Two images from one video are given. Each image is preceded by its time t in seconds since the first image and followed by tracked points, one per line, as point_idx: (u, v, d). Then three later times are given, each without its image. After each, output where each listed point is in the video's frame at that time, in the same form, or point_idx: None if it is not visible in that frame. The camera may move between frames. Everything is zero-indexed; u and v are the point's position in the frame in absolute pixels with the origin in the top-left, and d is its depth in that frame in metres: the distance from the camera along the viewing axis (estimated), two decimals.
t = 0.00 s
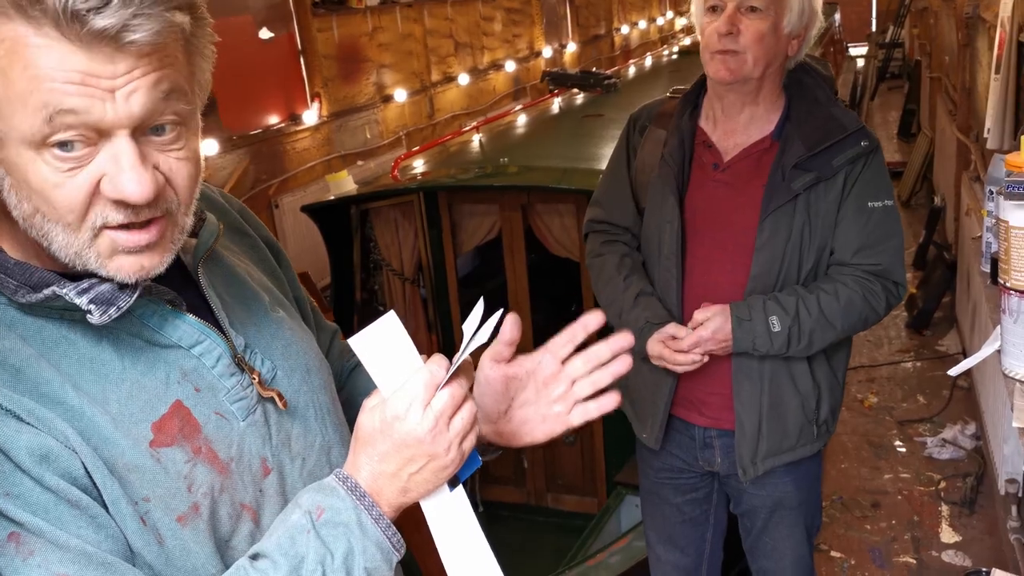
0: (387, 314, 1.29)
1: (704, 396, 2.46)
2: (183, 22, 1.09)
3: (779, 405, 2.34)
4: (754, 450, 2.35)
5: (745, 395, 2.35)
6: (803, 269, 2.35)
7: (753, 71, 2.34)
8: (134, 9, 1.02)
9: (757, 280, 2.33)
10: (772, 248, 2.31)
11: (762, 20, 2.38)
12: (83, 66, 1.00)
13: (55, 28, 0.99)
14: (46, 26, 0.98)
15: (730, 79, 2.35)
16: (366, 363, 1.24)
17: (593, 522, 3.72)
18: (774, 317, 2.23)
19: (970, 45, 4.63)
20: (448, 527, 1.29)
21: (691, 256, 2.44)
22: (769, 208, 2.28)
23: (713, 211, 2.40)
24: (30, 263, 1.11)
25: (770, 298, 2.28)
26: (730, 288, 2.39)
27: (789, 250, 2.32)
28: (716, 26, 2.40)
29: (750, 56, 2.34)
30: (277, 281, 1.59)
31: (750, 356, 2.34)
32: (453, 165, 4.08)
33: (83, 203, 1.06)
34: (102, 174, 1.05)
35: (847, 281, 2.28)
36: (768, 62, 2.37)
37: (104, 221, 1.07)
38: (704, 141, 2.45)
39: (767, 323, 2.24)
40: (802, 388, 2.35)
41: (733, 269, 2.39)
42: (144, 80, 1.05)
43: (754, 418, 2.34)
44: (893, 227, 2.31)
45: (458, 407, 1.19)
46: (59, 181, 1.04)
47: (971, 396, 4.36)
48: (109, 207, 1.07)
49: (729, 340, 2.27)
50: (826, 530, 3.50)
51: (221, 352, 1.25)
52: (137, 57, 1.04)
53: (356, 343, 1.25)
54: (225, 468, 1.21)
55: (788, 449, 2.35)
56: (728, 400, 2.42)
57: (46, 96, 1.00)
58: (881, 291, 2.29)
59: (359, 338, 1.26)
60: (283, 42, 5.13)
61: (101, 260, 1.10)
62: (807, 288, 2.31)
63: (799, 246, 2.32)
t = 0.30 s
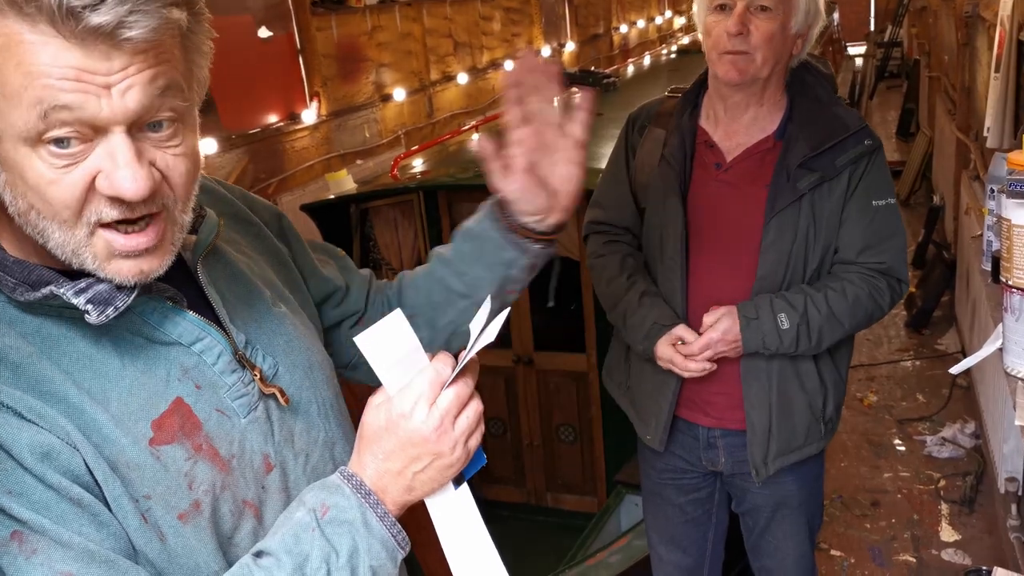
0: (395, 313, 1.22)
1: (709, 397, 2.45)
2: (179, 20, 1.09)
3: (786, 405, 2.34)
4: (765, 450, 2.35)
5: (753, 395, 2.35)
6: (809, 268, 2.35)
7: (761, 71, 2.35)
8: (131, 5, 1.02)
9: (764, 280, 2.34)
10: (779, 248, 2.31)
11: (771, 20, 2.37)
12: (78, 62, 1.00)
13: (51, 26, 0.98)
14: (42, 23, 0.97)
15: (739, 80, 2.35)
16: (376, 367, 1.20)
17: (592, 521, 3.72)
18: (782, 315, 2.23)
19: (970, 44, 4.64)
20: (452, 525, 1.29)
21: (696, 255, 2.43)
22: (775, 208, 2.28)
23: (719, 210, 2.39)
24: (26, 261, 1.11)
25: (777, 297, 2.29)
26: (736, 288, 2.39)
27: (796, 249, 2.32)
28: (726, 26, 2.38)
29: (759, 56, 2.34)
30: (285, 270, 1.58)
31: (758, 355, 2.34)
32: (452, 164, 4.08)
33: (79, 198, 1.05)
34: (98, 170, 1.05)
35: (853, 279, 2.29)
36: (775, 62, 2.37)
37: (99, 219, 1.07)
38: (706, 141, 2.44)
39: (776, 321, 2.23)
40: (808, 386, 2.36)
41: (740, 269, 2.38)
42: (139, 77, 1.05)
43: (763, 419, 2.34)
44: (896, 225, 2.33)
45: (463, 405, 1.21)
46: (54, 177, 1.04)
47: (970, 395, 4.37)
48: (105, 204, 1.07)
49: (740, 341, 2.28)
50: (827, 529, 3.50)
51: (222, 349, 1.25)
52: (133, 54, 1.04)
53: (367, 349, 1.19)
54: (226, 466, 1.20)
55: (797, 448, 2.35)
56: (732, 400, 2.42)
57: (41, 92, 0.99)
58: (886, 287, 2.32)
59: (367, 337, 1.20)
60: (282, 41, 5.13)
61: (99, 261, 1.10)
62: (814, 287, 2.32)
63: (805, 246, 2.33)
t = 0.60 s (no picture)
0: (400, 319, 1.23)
1: (709, 398, 2.45)
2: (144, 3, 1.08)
3: (789, 405, 2.35)
4: (769, 451, 2.35)
5: (757, 396, 2.35)
6: (812, 267, 2.35)
7: (761, 73, 2.34)
8: None
9: (767, 279, 2.34)
10: (782, 247, 2.31)
11: (771, 22, 2.37)
12: (45, 54, 0.99)
13: (13, 19, 0.98)
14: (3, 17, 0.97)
15: (739, 82, 2.35)
16: (383, 372, 1.20)
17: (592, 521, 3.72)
18: (786, 305, 2.25)
19: (968, 44, 4.64)
20: (454, 530, 1.28)
21: (698, 255, 2.43)
22: (777, 209, 2.28)
23: (721, 210, 2.39)
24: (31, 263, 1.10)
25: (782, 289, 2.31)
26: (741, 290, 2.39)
27: (798, 248, 2.32)
28: (726, 29, 2.38)
29: (760, 58, 2.34)
30: (287, 275, 1.58)
31: (761, 357, 2.34)
32: (451, 164, 4.08)
33: (62, 195, 1.05)
34: (78, 164, 1.04)
35: (856, 277, 2.29)
36: (775, 64, 2.37)
37: (89, 215, 1.07)
38: (706, 142, 2.45)
39: (781, 312, 2.24)
40: (811, 386, 2.36)
41: (742, 268, 2.38)
42: (110, 65, 1.04)
43: (768, 421, 2.34)
44: (897, 226, 2.34)
45: (468, 410, 1.20)
46: (37, 176, 1.04)
47: (969, 394, 4.37)
48: (90, 200, 1.06)
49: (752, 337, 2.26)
50: (826, 529, 3.50)
51: (226, 355, 1.25)
52: (101, 42, 1.03)
53: (374, 355, 1.19)
54: (228, 471, 1.20)
55: (800, 448, 2.36)
56: (732, 401, 2.43)
57: (12, 87, 0.99)
58: (889, 285, 2.33)
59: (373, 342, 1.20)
60: (281, 41, 5.13)
61: (94, 256, 1.09)
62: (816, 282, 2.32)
63: (808, 245, 2.33)
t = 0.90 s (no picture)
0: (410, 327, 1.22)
1: (707, 398, 2.45)
2: (183, 15, 1.08)
3: (788, 408, 2.35)
4: (765, 453, 2.35)
5: (756, 398, 2.34)
6: (812, 271, 2.35)
7: (761, 74, 2.34)
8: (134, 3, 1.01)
9: (765, 281, 2.34)
10: (781, 250, 2.31)
11: (771, 24, 2.37)
12: (81, 62, 0.99)
13: (52, 25, 0.98)
14: (43, 22, 0.98)
15: (738, 82, 2.35)
16: (392, 380, 1.19)
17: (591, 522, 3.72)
18: (786, 310, 2.24)
19: (968, 46, 4.65)
20: (456, 538, 1.28)
21: (696, 256, 2.44)
22: (776, 212, 2.28)
23: (720, 210, 2.39)
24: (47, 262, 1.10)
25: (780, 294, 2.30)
26: (741, 293, 2.39)
27: (797, 250, 2.32)
28: (725, 31, 2.38)
29: (759, 59, 2.34)
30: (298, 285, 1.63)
31: (761, 360, 2.33)
32: (450, 164, 4.09)
33: (88, 201, 1.05)
34: (105, 171, 1.04)
35: (854, 280, 2.29)
36: (775, 66, 2.37)
37: (112, 219, 1.07)
38: (707, 142, 2.45)
39: (781, 317, 2.24)
40: (809, 389, 2.36)
41: (741, 270, 2.39)
42: (145, 76, 1.04)
43: (766, 424, 2.34)
44: (897, 228, 2.34)
45: (474, 421, 1.21)
46: (63, 179, 1.04)
47: (968, 396, 4.37)
48: (115, 205, 1.06)
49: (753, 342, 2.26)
50: (824, 530, 3.50)
51: (234, 357, 1.25)
52: (138, 53, 1.03)
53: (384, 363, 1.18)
54: (233, 474, 1.20)
55: (798, 450, 2.36)
56: (730, 401, 2.42)
57: (45, 92, 0.99)
58: (889, 288, 2.33)
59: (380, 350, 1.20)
60: (281, 40, 5.13)
61: (110, 255, 1.09)
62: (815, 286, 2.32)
63: (807, 248, 2.33)
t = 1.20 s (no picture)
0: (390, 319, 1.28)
1: (702, 399, 2.45)
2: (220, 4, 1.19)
3: (784, 408, 2.35)
4: (763, 454, 2.35)
5: (752, 399, 2.35)
6: (807, 272, 2.36)
7: (756, 75, 2.35)
8: None
9: (761, 282, 2.34)
10: (776, 252, 2.32)
11: (766, 26, 2.37)
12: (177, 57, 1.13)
13: None
14: None
15: (733, 84, 2.35)
16: (372, 370, 1.24)
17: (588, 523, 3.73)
18: (784, 314, 2.24)
19: (964, 47, 4.65)
20: (447, 529, 1.29)
21: (691, 256, 2.44)
22: (770, 213, 2.29)
23: (714, 211, 2.40)
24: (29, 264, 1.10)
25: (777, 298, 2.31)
26: (735, 296, 2.40)
27: (793, 252, 2.33)
28: (721, 32, 2.38)
29: (754, 61, 2.34)
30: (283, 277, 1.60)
31: (759, 364, 2.34)
32: (448, 165, 4.09)
33: (214, 172, 1.22)
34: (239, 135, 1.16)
35: (850, 282, 2.30)
36: (770, 67, 2.38)
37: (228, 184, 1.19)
38: (701, 144, 2.45)
39: (778, 322, 2.24)
40: (807, 390, 2.37)
41: (738, 269, 2.39)
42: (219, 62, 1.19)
43: (762, 424, 2.34)
44: (892, 230, 2.35)
45: (458, 409, 1.21)
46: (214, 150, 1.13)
47: (965, 397, 4.38)
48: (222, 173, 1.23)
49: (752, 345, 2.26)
50: (821, 531, 3.51)
51: (222, 354, 1.24)
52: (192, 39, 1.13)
53: (363, 353, 1.24)
54: (224, 471, 1.20)
55: (795, 450, 2.36)
56: (726, 402, 2.42)
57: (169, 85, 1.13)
58: (884, 289, 2.34)
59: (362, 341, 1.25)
60: (278, 42, 5.13)
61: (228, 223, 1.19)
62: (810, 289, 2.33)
63: (802, 249, 2.33)
